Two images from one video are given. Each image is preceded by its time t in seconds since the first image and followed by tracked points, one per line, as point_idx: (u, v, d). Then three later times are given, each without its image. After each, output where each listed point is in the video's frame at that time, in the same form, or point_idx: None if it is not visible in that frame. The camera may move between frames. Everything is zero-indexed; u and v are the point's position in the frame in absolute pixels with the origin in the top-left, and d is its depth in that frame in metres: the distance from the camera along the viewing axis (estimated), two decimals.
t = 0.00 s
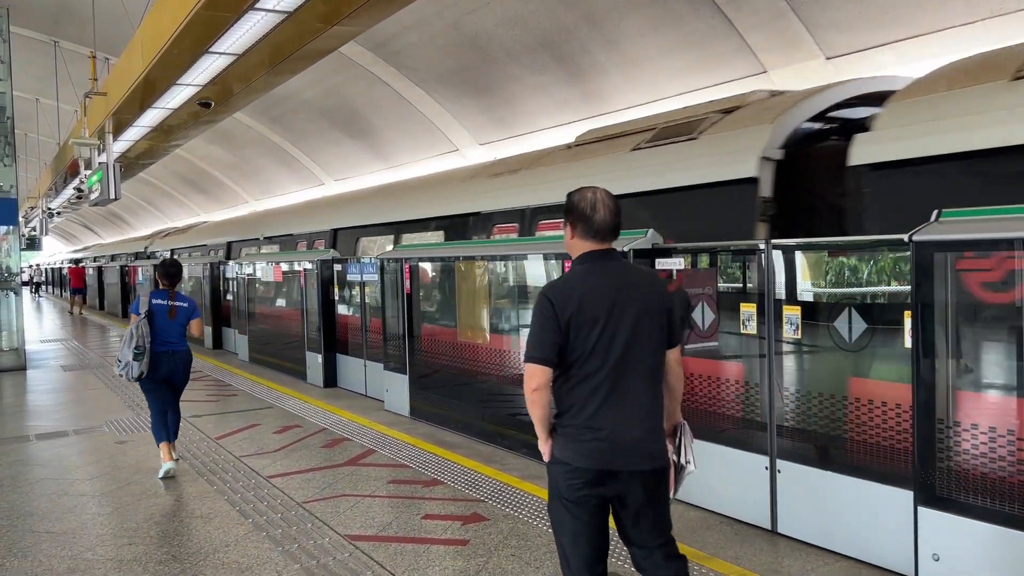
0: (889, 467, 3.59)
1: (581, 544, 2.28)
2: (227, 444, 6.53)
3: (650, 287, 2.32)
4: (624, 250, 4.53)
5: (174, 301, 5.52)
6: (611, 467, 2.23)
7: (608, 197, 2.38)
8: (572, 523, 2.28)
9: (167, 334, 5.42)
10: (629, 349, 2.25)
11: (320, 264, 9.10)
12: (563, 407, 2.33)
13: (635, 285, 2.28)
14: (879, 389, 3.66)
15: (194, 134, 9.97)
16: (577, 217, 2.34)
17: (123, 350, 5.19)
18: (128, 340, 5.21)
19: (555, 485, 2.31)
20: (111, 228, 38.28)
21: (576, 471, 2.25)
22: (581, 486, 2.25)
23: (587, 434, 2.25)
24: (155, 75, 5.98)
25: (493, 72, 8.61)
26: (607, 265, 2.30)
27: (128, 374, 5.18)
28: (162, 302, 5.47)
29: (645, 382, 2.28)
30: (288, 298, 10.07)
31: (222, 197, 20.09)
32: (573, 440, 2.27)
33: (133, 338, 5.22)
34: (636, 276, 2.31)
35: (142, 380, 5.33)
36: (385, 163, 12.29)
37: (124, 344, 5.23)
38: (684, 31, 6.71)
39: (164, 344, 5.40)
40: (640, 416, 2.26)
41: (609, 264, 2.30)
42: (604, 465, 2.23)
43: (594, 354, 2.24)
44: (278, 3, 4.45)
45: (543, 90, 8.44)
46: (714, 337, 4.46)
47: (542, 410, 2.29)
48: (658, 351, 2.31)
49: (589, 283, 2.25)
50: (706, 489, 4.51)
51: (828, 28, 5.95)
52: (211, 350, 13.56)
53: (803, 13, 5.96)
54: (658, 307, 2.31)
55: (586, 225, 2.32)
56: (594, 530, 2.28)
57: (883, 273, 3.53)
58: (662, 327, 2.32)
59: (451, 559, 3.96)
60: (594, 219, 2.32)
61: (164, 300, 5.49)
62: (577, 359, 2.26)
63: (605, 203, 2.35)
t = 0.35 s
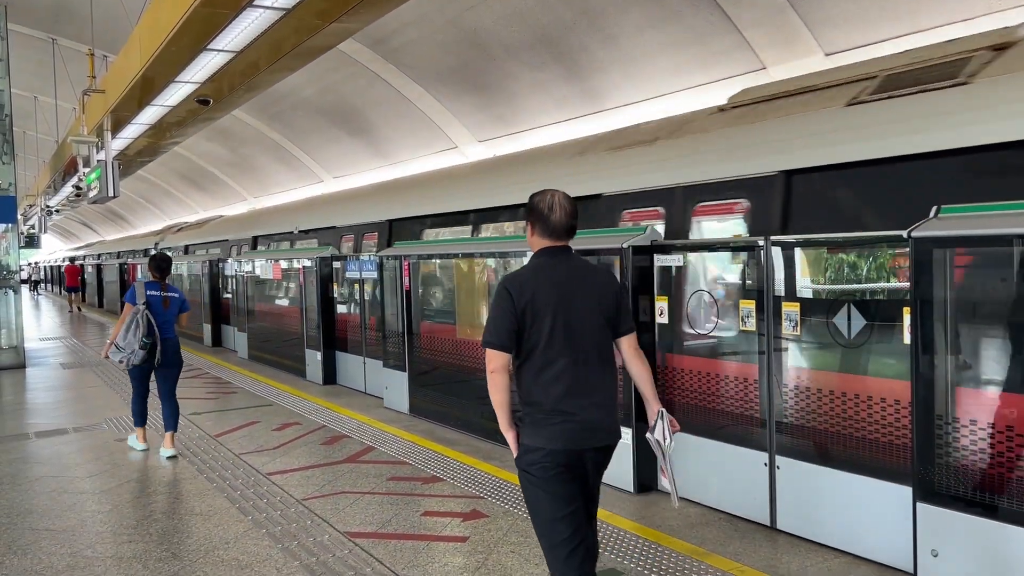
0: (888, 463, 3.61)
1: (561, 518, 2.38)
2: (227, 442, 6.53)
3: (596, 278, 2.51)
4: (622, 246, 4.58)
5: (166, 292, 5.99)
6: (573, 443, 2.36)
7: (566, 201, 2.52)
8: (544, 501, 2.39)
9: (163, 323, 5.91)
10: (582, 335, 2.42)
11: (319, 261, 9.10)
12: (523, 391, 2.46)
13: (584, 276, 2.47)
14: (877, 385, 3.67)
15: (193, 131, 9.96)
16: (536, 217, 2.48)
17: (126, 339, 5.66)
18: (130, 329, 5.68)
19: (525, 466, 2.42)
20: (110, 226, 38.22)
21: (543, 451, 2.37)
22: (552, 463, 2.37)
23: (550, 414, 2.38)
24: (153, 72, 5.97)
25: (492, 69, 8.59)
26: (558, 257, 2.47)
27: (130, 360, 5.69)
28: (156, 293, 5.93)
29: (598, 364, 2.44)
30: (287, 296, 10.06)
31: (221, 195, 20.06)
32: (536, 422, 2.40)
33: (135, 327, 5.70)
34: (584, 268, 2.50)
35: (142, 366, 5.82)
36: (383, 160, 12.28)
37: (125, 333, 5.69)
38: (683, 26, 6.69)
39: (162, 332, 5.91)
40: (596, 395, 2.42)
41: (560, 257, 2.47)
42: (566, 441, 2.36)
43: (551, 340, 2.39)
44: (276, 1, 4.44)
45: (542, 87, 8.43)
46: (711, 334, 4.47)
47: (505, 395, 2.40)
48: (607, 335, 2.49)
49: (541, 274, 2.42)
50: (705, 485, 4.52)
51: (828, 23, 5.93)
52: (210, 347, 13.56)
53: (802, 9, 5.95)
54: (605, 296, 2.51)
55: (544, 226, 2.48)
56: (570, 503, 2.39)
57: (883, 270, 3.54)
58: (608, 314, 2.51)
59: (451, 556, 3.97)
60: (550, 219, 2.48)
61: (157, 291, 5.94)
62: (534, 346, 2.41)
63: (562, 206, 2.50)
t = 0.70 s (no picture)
0: (885, 459, 3.63)
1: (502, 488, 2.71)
2: (225, 440, 6.54)
3: (567, 277, 2.82)
4: (621, 242, 4.61)
5: (147, 288, 6.29)
6: (531, 425, 2.68)
7: (543, 202, 2.83)
8: (499, 475, 2.70)
9: (146, 317, 6.24)
10: (548, 326, 2.73)
11: (317, 259, 9.09)
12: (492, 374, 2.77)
13: (555, 274, 2.78)
14: (873, 381, 3.69)
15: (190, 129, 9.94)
16: (517, 216, 2.78)
17: (111, 336, 6.00)
18: (114, 327, 6.00)
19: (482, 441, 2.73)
20: (107, 224, 38.11)
21: (504, 428, 2.68)
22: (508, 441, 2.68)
23: (513, 396, 2.69)
24: (150, 70, 5.96)
25: (490, 66, 8.58)
26: (534, 255, 2.78)
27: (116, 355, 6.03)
28: (137, 290, 6.24)
29: (560, 354, 2.76)
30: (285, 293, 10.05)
31: (219, 192, 20.02)
32: (500, 403, 2.71)
33: (119, 325, 6.02)
34: (556, 267, 2.82)
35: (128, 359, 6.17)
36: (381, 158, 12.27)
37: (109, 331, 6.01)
38: (682, 24, 6.69)
39: (146, 326, 6.25)
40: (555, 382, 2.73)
41: (534, 255, 2.78)
42: (524, 423, 2.67)
43: (521, 329, 2.70)
44: None
45: (540, 84, 8.43)
46: (710, 331, 4.50)
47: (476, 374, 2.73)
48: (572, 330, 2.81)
49: (518, 268, 2.73)
50: (704, 482, 4.54)
51: (826, 21, 5.94)
52: (209, 345, 13.55)
53: (801, 6, 5.94)
54: (573, 294, 2.82)
55: (523, 225, 2.78)
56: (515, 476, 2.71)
57: (881, 267, 3.55)
58: (574, 310, 2.82)
59: (450, 553, 3.97)
60: (529, 218, 2.79)
61: (138, 288, 6.25)
62: (505, 333, 2.72)
63: (540, 207, 2.80)
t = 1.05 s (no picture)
0: (883, 457, 3.64)
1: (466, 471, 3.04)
2: (223, 438, 6.53)
3: (523, 278, 3.10)
4: (620, 240, 4.64)
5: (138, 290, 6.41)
6: (492, 414, 2.98)
7: (494, 206, 3.11)
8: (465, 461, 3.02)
9: (134, 318, 6.37)
10: (506, 325, 3.03)
11: (315, 257, 9.10)
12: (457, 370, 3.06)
13: (512, 276, 3.06)
14: (869, 379, 3.71)
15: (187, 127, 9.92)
16: (470, 222, 3.08)
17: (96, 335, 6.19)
18: (100, 327, 6.19)
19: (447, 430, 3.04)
20: (104, 221, 38.00)
21: (468, 419, 2.99)
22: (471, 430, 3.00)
23: (475, 389, 2.99)
24: (147, 68, 5.94)
25: (488, 65, 8.58)
26: (492, 259, 3.06)
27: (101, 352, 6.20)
28: (127, 292, 6.38)
29: (518, 349, 3.05)
30: (283, 292, 10.04)
31: (216, 190, 19.99)
32: (464, 395, 3.01)
33: (104, 325, 6.19)
34: (513, 269, 3.10)
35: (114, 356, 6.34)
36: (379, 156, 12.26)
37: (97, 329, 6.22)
38: (680, 22, 6.69)
39: (132, 328, 6.36)
40: (514, 375, 3.02)
41: (494, 259, 3.06)
42: (485, 413, 2.98)
43: (481, 328, 3.00)
44: None
45: (538, 82, 8.43)
46: (709, 328, 4.49)
47: (443, 371, 3.03)
48: (527, 327, 3.10)
49: (479, 272, 3.01)
50: (701, 480, 4.55)
51: (824, 19, 5.95)
52: (206, 343, 13.53)
53: (799, 4, 5.95)
54: (528, 292, 3.10)
55: (476, 230, 3.07)
56: (476, 463, 3.05)
57: (878, 265, 3.57)
58: (529, 307, 3.11)
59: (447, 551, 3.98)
60: (482, 225, 3.06)
61: (130, 290, 6.40)
62: (467, 332, 3.01)
63: (491, 214, 3.08)
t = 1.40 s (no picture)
0: (878, 454, 3.66)
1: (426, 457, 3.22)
2: (220, 436, 6.53)
3: (461, 269, 3.32)
4: (616, 238, 4.63)
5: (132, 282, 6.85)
6: (438, 397, 3.19)
7: (431, 203, 3.32)
8: (417, 443, 3.21)
9: (129, 308, 6.75)
10: (446, 314, 3.24)
11: (312, 256, 9.10)
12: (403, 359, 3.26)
13: (450, 268, 3.28)
14: (865, 376, 3.72)
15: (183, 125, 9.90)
16: (411, 221, 3.27)
17: (96, 323, 6.56)
18: (99, 315, 6.58)
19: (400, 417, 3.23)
20: (101, 220, 37.91)
21: (416, 404, 3.19)
22: (421, 414, 3.19)
23: (421, 376, 3.19)
24: (143, 66, 5.93)
25: (485, 63, 8.58)
26: (430, 253, 3.27)
27: (100, 342, 6.57)
28: (123, 284, 6.82)
29: (460, 335, 3.26)
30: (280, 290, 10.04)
31: (213, 189, 19.95)
32: (411, 382, 3.21)
33: (103, 313, 6.59)
34: (452, 262, 3.31)
35: (110, 347, 6.66)
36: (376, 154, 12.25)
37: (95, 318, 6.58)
38: (677, 20, 6.70)
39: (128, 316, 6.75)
40: (457, 360, 3.23)
41: (434, 253, 3.27)
42: (431, 397, 3.18)
43: (422, 318, 3.20)
44: None
45: (535, 80, 8.43)
46: (705, 326, 4.51)
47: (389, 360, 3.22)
48: (468, 314, 3.31)
49: (417, 267, 3.22)
50: (698, 478, 4.57)
51: (820, 17, 5.96)
52: (203, 342, 13.52)
53: (796, 2, 5.96)
54: (467, 282, 3.31)
55: (416, 226, 3.29)
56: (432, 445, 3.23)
57: (874, 262, 3.58)
58: (470, 296, 3.31)
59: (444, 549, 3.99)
60: (419, 222, 3.28)
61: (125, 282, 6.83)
62: (410, 322, 3.21)
63: (428, 210, 3.29)
